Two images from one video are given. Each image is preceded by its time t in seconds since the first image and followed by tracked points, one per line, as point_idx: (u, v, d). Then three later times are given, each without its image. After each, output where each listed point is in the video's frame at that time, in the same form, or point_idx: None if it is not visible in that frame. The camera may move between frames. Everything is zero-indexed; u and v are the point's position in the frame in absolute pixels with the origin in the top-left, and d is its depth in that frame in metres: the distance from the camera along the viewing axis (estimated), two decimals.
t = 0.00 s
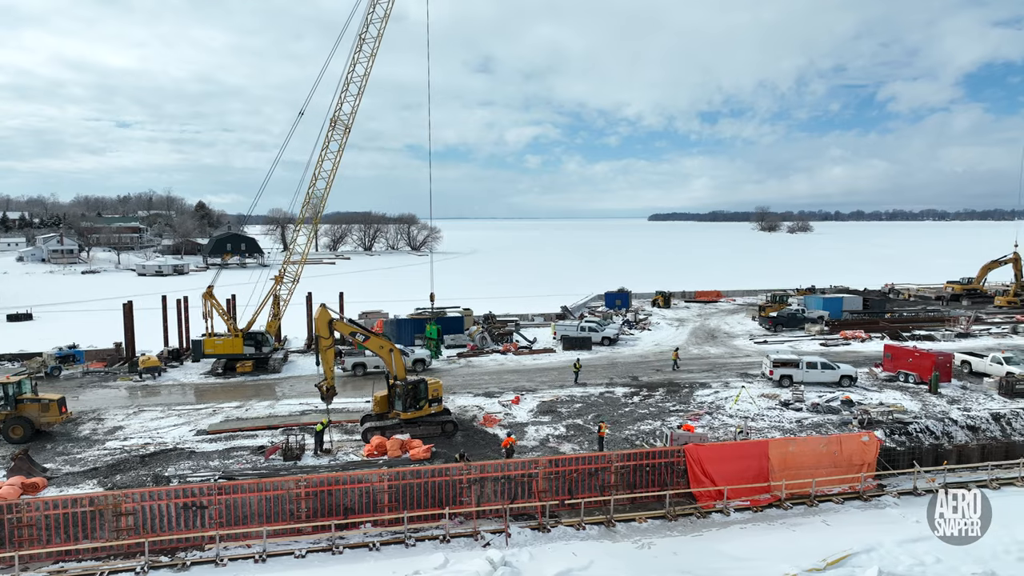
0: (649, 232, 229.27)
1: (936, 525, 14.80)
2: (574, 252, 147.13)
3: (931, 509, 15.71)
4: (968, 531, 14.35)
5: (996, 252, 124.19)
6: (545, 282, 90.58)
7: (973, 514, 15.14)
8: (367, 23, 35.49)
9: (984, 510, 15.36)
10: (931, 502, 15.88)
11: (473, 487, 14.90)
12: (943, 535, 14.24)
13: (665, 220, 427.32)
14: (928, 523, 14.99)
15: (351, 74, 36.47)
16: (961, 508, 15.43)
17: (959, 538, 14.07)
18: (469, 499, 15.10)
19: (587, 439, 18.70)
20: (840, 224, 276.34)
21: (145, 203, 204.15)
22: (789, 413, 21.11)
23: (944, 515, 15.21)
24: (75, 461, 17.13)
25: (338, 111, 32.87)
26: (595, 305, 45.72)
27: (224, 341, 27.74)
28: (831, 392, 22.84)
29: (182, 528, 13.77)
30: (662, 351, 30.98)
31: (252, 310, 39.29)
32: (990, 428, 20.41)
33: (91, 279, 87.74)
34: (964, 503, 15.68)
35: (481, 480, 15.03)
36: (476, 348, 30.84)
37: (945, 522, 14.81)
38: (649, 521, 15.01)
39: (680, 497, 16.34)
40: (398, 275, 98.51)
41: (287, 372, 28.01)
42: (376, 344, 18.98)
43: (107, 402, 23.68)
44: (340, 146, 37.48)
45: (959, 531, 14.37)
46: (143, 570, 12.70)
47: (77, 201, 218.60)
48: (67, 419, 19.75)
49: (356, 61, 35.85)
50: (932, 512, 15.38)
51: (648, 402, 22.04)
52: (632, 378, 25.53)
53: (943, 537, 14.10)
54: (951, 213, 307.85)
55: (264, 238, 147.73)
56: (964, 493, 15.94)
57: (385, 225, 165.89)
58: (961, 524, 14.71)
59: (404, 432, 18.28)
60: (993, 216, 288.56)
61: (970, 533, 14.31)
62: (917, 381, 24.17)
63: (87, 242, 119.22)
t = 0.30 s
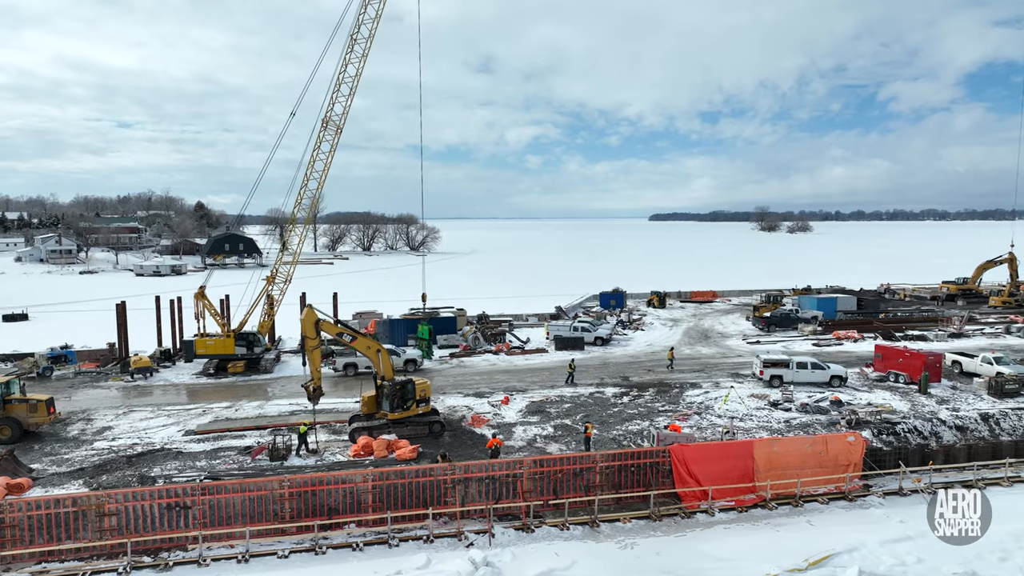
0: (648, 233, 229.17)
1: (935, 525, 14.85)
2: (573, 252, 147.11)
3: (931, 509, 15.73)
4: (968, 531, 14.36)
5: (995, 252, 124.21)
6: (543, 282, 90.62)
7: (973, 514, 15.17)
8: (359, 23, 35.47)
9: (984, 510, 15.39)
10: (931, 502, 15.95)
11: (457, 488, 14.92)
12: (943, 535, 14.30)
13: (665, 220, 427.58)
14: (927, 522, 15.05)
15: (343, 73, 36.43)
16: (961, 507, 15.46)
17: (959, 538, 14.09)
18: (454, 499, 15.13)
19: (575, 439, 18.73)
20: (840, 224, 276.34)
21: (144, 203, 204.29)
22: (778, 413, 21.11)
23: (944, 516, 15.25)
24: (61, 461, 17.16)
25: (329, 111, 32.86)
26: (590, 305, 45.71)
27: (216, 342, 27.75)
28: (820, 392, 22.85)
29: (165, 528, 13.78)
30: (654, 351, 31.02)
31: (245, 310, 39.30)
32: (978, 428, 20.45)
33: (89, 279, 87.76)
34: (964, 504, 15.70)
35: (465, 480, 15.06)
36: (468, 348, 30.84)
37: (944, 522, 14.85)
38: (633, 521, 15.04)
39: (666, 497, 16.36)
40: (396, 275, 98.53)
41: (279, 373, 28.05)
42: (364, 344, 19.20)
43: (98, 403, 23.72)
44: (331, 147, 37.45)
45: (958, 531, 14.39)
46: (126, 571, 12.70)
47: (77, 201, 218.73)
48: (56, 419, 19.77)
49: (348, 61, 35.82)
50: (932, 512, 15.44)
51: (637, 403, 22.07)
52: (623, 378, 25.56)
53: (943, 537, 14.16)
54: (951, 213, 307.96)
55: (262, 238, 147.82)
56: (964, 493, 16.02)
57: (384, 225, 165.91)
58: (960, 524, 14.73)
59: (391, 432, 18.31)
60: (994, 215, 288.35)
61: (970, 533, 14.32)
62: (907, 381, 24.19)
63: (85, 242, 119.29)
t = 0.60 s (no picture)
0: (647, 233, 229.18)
1: (936, 525, 14.83)
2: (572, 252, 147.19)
3: (931, 510, 15.70)
4: (968, 531, 14.36)
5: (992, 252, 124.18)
6: (540, 283, 90.61)
7: (973, 514, 15.15)
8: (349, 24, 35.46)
9: (984, 510, 15.38)
10: (931, 503, 15.93)
11: (441, 488, 14.95)
12: (943, 535, 14.29)
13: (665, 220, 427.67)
14: (927, 523, 15.02)
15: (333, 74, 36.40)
16: (961, 508, 15.44)
17: (959, 538, 14.08)
18: (437, 500, 15.14)
19: (561, 440, 18.76)
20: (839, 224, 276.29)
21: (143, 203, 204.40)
22: (765, 413, 21.11)
23: (944, 516, 15.22)
24: (47, 461, 17.19)
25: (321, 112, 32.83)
26: (585, 306, 45.70)
27: (207, 342, 27.79)
28: (809, 392, 22.87)
29: (147, 528, 13.80)
30: (645, 351, 31.08)
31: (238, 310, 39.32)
32: (966, 428, 20.46)
33: (87, 280, 87.86)
34: (965, 504, 15.67)
35: (448, 480, 15.08)
36: (460, 348, 30.88)
37: (945, 522, 14.83)
38: (617, 521, 15.05)
39: (650, 497, 16.38)
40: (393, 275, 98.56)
41: (269, 373, 28.09)
42: (349, 344, 19.54)
43: (88, 403, 23.74)
44: (322, 148, 37.40)
45: (958, 531, 14.38)
46: (107, 571, 12.72)
47: (76, 201, 218.93)
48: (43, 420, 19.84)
49: (339, 62, 35.81)
50: (932, 513, 15.42)
51: (625, 403, 22.10)
52: (613, 378, 25.59)
53: (943, 537, 14.16)
54: (950, 213, 308.03)
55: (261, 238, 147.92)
56: (963, 493, 16.01)
57: (382, 225, 165.98)
58: (961, 524, 14.72)
59: (378, 432, 18.35)
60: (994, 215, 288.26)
61: (970, 533, 14.30)
62: (896, 381, 24.22)
63: (83, 242, 119.46)
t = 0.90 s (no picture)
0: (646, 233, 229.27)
1: (936, 525, 14.82)
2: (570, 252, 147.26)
3: (931, 509, 15.69)
4: (968, 531, 14.36)
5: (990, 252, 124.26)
6: (537, 283, 90.65)
7: (972, 514, 15.15)
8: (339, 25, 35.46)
9: (984, 510, 15.40)
10: (932, 502, 15.93)
11: (423, 488, 14.98)
12: (943, 535, 14.28)
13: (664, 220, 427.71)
14: (927, 522, 15.02)
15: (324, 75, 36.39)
16: (961, 508, 15.44)
17: (959, 538, 14.08)
18: (420, 500, 15.16)
19: (547, 440, 18.80)
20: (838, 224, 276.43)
21: (142, 203, 204.50)
22: (752, 414, 21.12)
23: (944, 516, 15.21)
24: (33, 462, 17.23)
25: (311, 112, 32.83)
26: (579, 306, 45.73)
27: (197, 343, 27.80)
28: (797, 393, 22.89)
29: (129, 529, 13.82)
30: (636, 351, 31.13)
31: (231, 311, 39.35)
32: (953, 429, 20.47)
33: (84, 280, 87.88)
34: (964, 504, 15.69)
35: (431, 481, 15.12)
36: (452, 348, 30.90)
37: (945, 522, 14.82)
38: (599, 522, 15.08)
39: (633, 498, 16.41)
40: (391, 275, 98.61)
41: (260, 373, 28.14)
42: (335, 344, 19.66)
43: (78, 403, 23.79)
44: (312, 149, 37.37)
45: (958, 531, 14.37)
46: (87, 572, 12.72)
47: (75, 202, 219.01)
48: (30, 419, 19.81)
49: (329, 62, 35.80)
50: (932, 512, 15.41)
51: (613, 403, 22.12)
52: (603, 379, 25.62)
53: (943, 537, 14.16)
54: (949, 213, 308.22)
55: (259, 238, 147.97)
56: (963, 494, 16.06)
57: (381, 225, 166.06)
58: (960, 524, 14.71)
59: (364, 432, 18.39)
60: (993, 215, 288.50)
61: (970, 533, 14.31)
62: (885, 381, 24.24)
63: (81, 242, 119.50)
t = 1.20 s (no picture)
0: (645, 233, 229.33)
1: (935, 524, 14.82)
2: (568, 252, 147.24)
3: (930, 509, 15.71)
4: (968, 531, 14.36)
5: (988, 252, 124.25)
6: (534, 283, 90.64)
7: (973, 514, 15.14)
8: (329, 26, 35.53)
9: (984, 510, 15.41)
10: (932, 502, 15.99)
11: (405, 488, 15.03)
12: (943, 535, 14.28)
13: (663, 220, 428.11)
14: (927, 522, 15.01)
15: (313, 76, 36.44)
16: (961, 508, 15.47)
17: (959, 538, 14.08)
18: (402, 500, 15.20)
19: (533, 440, 18.82)
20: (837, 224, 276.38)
21: (140, 203, 204.49)
22: (738, 414, 21.15)
23: (944, 516, 15.21)
24: (17, 462, 17.24)
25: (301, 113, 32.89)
26: (573, 306, 45.75)
27: (188, 343, 27.82)
28: (784, 393, 22.91)
29: (110, 529, 13.82)
30: (627, 351, 31.18)
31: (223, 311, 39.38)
32: (939, 429, 20.50)
33: (81, 280, 87.87)
34: (967, 506, 15.69)
35: (413, 481, 15.16)
36: (442, 348, 30.93)
37: (944, 522, 14.83)
38: (581, 522, 15.10)
39: (617, 497, 16.44)
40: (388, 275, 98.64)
41: (250, 373, 28.17)
42: (321, 344, 19.74)
43: (68, 403, 23.85)
44: (302, 149, 37.43)
45: (958, 531, 14.37)
46: (66, 572, 12.73)
47: (73, 202, 218.92)
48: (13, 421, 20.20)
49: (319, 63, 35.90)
50: (932, 512, 15.42)
51: (600, 403, 22.13)
52: (591, 379, 25.65)
53: (943, 537, 14.16)
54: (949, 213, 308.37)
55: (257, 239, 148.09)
56: (964, 494, 16.11)
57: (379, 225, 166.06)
58: (960, 524, 14.70)
59: (349, 433, 18.43)
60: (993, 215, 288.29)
61: (970, 533, 14.30)
62: (873, 382, 24.26)
63: (79, 243, 119.46)
